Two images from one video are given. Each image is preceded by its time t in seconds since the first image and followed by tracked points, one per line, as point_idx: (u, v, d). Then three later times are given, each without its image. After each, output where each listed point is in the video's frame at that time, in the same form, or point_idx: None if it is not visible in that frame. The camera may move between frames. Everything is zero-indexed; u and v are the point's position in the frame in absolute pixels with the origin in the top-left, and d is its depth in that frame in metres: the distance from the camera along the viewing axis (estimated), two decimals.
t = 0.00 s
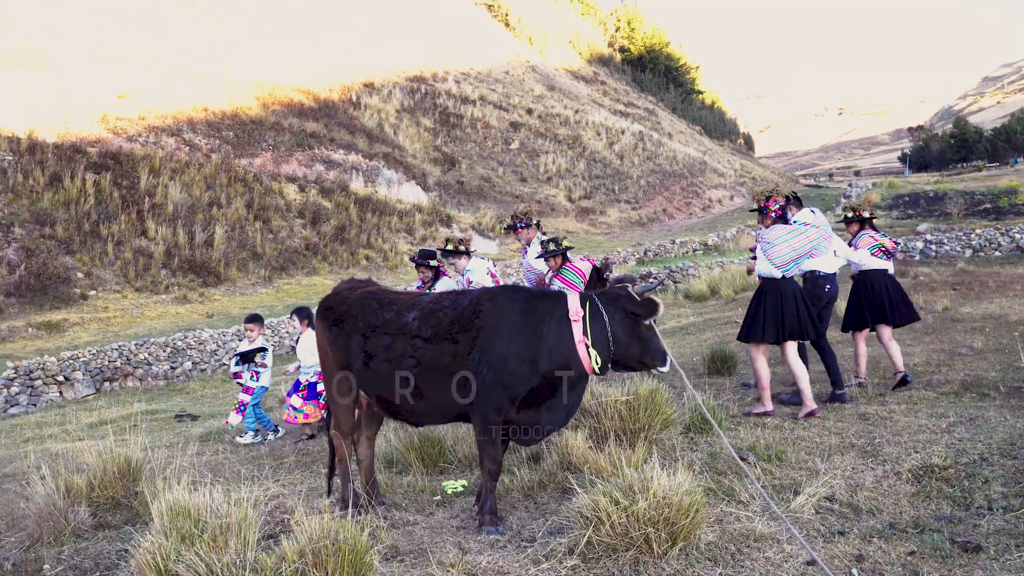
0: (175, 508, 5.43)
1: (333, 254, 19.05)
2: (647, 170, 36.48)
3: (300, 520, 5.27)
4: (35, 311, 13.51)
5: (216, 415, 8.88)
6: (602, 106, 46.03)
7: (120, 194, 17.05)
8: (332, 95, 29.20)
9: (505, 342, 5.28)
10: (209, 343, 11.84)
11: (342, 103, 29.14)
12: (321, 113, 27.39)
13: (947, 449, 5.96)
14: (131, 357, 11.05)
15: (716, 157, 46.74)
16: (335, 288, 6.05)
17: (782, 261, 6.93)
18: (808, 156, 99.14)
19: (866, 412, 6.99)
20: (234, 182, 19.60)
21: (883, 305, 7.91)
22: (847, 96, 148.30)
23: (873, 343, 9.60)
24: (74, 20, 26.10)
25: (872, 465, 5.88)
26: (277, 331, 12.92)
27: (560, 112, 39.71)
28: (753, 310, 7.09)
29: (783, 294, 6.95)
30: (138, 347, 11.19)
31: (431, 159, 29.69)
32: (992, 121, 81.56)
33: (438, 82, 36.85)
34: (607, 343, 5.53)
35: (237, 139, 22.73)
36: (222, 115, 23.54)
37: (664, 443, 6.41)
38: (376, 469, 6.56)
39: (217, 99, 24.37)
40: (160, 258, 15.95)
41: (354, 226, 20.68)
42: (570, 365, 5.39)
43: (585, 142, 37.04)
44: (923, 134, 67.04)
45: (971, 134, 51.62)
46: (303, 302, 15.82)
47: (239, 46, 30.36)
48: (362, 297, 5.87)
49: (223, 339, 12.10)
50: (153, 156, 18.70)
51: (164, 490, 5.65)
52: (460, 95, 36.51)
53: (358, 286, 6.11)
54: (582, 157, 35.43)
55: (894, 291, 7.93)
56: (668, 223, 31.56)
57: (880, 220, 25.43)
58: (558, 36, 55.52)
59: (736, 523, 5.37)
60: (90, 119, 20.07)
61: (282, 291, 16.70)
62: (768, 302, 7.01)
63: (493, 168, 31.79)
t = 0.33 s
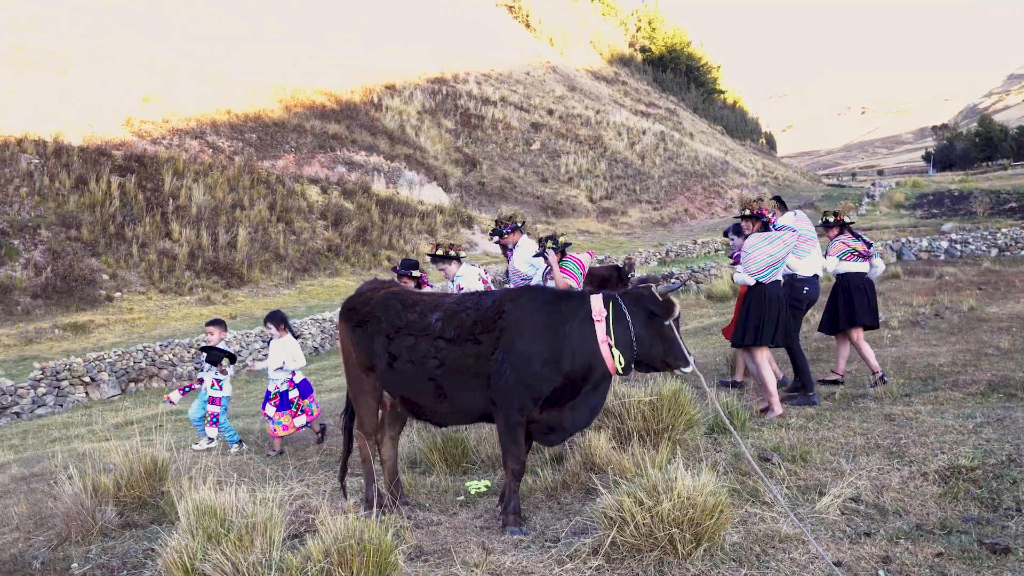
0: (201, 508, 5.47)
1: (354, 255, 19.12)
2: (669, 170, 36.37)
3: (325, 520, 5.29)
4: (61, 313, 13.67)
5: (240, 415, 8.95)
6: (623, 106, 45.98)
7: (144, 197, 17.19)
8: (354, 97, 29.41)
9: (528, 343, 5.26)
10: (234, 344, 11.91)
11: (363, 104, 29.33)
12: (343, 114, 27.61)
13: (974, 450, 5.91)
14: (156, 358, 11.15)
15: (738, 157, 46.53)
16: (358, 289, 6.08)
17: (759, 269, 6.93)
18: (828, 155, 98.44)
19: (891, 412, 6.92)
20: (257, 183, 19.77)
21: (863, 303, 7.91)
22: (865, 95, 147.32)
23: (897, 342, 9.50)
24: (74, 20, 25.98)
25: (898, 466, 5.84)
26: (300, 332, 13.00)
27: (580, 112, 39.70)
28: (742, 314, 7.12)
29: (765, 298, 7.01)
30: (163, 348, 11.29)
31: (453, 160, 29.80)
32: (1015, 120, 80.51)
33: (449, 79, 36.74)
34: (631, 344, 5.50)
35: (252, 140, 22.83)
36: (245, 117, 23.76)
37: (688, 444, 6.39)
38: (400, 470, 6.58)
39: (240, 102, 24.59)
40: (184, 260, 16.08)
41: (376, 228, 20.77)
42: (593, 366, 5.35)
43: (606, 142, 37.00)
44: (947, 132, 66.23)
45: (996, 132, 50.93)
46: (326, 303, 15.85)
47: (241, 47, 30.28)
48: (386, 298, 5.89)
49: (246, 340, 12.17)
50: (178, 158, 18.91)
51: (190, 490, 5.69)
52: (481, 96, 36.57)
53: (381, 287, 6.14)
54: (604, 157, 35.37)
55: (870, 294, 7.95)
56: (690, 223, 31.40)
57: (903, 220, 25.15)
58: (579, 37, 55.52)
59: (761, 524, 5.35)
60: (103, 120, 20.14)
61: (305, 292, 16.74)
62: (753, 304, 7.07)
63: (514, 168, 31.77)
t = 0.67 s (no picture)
0: (228, 508, 5.50)
1: (377, 256, 19.21)
2: (692, 170, 36.23)
3: (351, 520, 5.32)
4: (89, 314, 13.80)
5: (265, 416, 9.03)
6: (645, 107, 45.87)
7: (169, 199, 17.36)
8: (376, 99, 29.62)
9: (553, 343, 5.15)
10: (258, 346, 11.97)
11: (386, 106, 29.47)
12: (366, 116, 27.78)
13: (1004, 452, 5.85)
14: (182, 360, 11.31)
15: (761, 157, 46.22)
16: (382, 290, 6.07)
17: (763, 264, 7.12)
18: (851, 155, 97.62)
19: (919, 414, 6.87)
20: (280, 185, 19.99)
21: (843, 306, 8.20)
22: (885, 92, 146.06)
23: (925, 344, 9.45)
24: (75, 22, 25.96)
25: (927, 468, 5.80)
26: (323, 333, 13.10)
27: (603, 113, 39.69)
28: (739, 326, 7.24)
29: (762, 300, 7.15)
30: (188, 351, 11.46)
31: (475, 162, 29.85)
32: None
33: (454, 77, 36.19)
34: (655, 345, 5.40)
35: (264, 138, 22.77)
36: (269, 119, 23.97)
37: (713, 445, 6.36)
38: (424, 471, 6.60)
39: (264, 105, 24.82)
40: (208, 262, 16.22)
41: (399, 229, 20.86)
42: (617, 366, 5.21)
43: (628, 142, 36.94)
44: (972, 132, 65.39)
45: None
46: (349, 304, 15.90)
47: (241, 46, 30.25)
48: (410, 299, 5.87)
49: (271, 341, 12.26)
50: (202, 161, 19.19)
51: (217, 490, 5.73)
52: (503, 97, 36.61)
53: (406, 289, 6.13)
54: (626, 157, 35.31)
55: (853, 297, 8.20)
56: (713, 224, 31.25)
57: (928, 220, 24.84)
58: (601, 37, 55.53)
59: (788, 526, 5.33)
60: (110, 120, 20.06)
61: (328, 294, 16.82)
62: (752, 313, 7.18)
63: (537, 169, 31.76)
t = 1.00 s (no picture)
0: (259, 508, 5.55)
1: (404, 257, 19.29)
2: (719, 170, 36.03)
3: (380, 521, 5.35)
4: (119, 315, 13.95)
5: (293, 417, 9.11)
6: (672, 106, 45.65)
7: (197, 201, 17.57)
8: (403, 100, 29.74)
9: (582, 344, 5.13)
10: (285, 347, 12.10)
11: (412, 107, 29.58)
12: (393, 117, 27.91)
13: None
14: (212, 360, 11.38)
15: (789, 156, 45.84)
16: (411, 291, 6.10)
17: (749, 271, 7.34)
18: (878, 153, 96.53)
19: (951, 415, 6.80)
20: (308, 186, 20.21)
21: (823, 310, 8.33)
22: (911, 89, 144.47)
23: (957, 344, 9.38)
24: (74, 21, 25.68)
25: (959, 470, 5.75)
26: (351, 333, 13.21)
27: (629, 113, 39.61)
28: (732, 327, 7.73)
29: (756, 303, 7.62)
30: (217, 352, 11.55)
31: (501, 162, 29.85)
32: None
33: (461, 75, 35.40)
34: (683, 346, 5.29)
35: (274, 137, 22.66)
36: (297, 121, 24.14)
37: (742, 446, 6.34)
38: (453, 471, 6.63)
39: (292, 107, 25.03)
40: (237, 263, 16.35)
41: (426, 230, 20.93)
42: (644, 368, 5.15)
43: (655, 142, 36.79)
44: (1002, 129, 64.28)
45: None
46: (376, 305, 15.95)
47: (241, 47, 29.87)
48: (439, 300, 5.88)
49: (299, 342, 12.40)
50: (231, 163, 19.44)
51: (248, 490, 5.78)
52: (529, 97, 36.61)
53: (434, 290, 6.15)
54: (653, 157, 35.15)
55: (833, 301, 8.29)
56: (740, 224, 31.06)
57: (958, 219, 24.47)
58: (627, 37, 55.40)
59: (818, 528, 5.29)
60: (110, 120, 19.88)
61: (355, 294, 16.88)
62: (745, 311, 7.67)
63: (563, 169, 31.70)
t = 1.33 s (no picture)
0: (281, 507, 5.57)
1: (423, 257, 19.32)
2: (739, 170, 35.84)
3: (400, 521, 5.36)
4: (141, 315, 14.02)
5: (313, 417, 9.16)
6: (691, 106, 45.47)
7: (218, 202, 17.76)
8: (422, 101, 29.82)
9: (603, 345, 5.09)
10: (305, 348, 12.22)
11: (432, 108, 29.68)
12: (412, 118, 28.00)
13: None
14: (232, 361, 11.45)
15: (809, 156, 45.54)
16: (432, 292, 6.12)
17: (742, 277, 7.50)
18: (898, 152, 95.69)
19: (974, 417, 6.75)
20: (327, 187, 20.35)
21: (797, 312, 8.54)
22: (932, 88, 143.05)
23: (980, 344, 9.32)
24: (74, 21, 25.47)
25: (983, 472, 5.71)
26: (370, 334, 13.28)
27: (648, 113, 39.52)
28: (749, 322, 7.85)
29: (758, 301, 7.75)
30: (238, 352, 11.64)
31: (520, 163, 29.84)
32: None
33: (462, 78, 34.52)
34: (702, 346, 5.22)
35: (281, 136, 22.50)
36: (316, 122, 24.25)
37: (763, 447, 6.33)
38: (473, 471, 6.65)
39: (312, 108, 25.17)
40: (257, 263, 16.44)
41: (445, 231, 20.98)
42: (664, 368, 5.10)
43: (674, 142, 36.64)
44: None
45: None
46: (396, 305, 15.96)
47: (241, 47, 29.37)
48: (459, 301, 5.89)
49: (319, 342, 12.54)
50: (251, 164, 19.63)
51: (270, 490, 5.80)
52: (548, 98, 36.63)
53: (455, 291, 6.16)
54: (672, 157, 35.00)
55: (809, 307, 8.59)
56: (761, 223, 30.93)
57: (980, 219, 24.20)
58: (646, 37, 55.31)
59: (839, 529, 5.26)
60: (110, 120, 19.74)
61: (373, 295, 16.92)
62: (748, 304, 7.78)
63: (582, 170, 31.63)
